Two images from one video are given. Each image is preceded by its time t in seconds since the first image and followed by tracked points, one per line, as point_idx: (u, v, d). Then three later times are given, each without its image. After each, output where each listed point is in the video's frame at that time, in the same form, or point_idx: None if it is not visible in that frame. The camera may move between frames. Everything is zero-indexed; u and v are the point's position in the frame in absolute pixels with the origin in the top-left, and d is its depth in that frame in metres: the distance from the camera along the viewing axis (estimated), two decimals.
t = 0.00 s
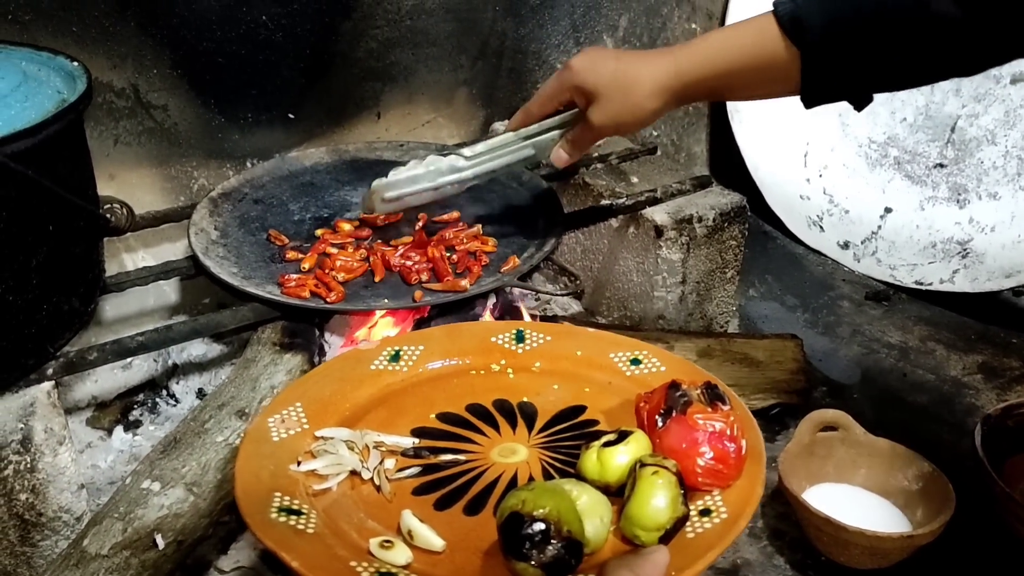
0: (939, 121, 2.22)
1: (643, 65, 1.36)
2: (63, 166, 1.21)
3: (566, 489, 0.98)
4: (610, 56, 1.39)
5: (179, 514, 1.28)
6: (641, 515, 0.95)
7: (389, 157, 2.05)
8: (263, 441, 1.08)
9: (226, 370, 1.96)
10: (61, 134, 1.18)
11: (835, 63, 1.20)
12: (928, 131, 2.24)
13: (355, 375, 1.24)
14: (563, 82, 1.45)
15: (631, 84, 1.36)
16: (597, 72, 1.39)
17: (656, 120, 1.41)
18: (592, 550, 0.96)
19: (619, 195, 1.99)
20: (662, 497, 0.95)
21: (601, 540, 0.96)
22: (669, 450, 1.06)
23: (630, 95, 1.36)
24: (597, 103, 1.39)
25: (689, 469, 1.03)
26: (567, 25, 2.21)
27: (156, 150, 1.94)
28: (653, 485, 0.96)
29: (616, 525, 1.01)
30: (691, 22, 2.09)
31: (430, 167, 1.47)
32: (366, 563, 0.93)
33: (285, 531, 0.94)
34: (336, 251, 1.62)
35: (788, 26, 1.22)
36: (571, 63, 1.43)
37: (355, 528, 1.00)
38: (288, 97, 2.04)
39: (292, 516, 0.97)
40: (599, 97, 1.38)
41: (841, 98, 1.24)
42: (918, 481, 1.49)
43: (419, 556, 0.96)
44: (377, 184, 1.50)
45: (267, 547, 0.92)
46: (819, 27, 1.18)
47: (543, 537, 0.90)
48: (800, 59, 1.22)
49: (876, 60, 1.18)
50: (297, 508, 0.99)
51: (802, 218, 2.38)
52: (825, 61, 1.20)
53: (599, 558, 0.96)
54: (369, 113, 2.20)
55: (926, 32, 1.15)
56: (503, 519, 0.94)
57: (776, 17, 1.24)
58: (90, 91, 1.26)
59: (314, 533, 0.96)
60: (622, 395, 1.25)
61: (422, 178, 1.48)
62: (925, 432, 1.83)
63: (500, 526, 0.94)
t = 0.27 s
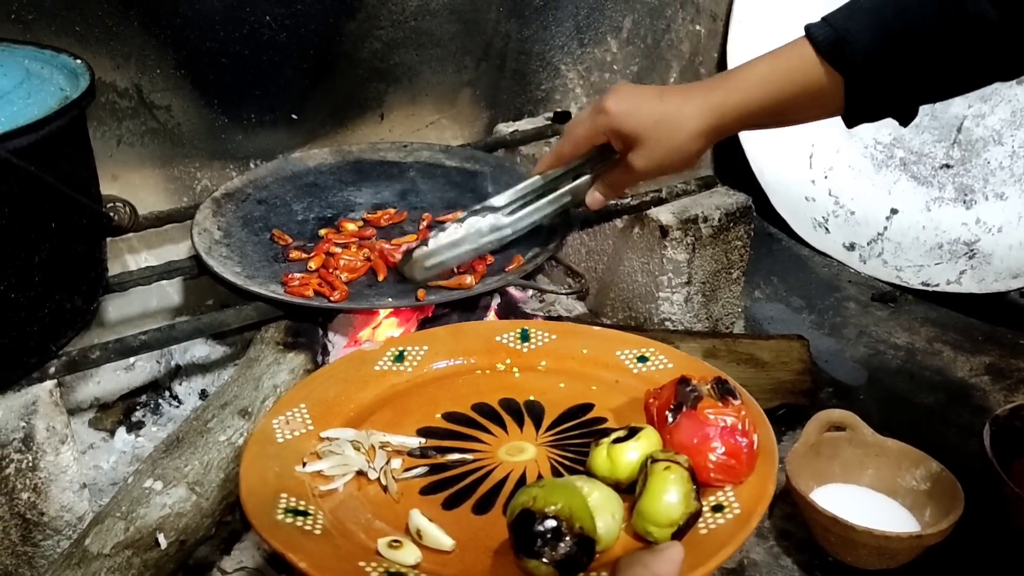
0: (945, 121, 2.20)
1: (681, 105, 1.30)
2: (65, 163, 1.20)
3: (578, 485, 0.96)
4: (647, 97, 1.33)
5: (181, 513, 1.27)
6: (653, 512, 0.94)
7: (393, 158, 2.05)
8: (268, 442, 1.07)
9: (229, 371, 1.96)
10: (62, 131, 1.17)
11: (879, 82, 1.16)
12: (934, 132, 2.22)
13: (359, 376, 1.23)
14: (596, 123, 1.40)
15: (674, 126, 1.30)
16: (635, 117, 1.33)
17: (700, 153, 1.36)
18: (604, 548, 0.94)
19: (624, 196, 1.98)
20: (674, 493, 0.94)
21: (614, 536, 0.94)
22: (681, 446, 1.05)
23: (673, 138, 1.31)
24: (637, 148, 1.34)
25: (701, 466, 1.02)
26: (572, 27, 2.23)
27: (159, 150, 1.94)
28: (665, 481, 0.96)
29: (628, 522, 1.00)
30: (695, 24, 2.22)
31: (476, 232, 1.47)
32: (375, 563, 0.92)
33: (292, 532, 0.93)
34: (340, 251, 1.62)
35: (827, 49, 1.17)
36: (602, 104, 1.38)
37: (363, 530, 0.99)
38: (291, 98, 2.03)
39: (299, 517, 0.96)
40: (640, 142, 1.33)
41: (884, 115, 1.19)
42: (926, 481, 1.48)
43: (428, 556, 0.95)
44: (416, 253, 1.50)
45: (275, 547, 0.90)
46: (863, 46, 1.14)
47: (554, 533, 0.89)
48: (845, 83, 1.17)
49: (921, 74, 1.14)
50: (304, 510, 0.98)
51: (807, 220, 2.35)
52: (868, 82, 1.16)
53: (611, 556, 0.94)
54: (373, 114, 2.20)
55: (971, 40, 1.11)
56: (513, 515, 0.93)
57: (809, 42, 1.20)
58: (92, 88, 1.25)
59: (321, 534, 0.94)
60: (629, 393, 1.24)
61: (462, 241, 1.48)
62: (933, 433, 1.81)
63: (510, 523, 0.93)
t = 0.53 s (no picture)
0: (951, 119, 2.17)
1: (681, 48, 1.30)
2: (67, 156, 1.19)
3: (599, 481, 0.95)
4: (652, 38, 1.33)
5: (184, 509, 1.26)
6: (676, 510, 0.91)
7: (397, 155, 2.04)
8: (278, 435, 1.06)
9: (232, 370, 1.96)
10: (65, 122, 1.17)
11: (872, 55, 1.17)
12: (942, 130, 2.19)
13: (368, 370, 1.22)
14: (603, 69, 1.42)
15: (671, 67, 1.30)
16: (637, 57, 1.33)
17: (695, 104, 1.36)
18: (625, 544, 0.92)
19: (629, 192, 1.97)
20: (698, 491, 0.92)
21: (635, 533, 0.93)
22: (702, 442, 1.03)
23: (669, 79, 1.31)
24: (637, 90, 1.35)
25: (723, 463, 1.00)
26: (575, 25, 2.18)
27: (162, 147, 1.94)
28: (689, 478, 0.93)
29: (650, 520, 0.98)
30: (700, 23, 2.14)
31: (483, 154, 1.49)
32: (389, 558, 0.91)
33: (302, 525, 0.92)
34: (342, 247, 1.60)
35: (825, 10, 1.18)
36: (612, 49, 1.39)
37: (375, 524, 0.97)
38: (295, 95, 2.03)
39: (309, 510, 0.95)
40: (639, 85, 1.34)
41: (882, 82, 1.20)
42: (937, 478, 1.46)
43: (441, 551, 0.94)
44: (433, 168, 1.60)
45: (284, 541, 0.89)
46: (856, 15, 1.15)
47: (575, 529, 0.87)
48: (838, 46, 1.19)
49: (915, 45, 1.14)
50: (314, 502, 0.97)
51: (813, 219, 2.34)
52: (862, 50, 1.17)
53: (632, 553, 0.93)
54: (377, 112, 2.20)
55: (971, 12, 1.11)
56: (534, 510, 0.91)
57: None
58: (94, 79, 1.24)
59: (331, 528, 0.93)
60: (644, 390, 1.23)
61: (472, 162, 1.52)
62: (942, 431, 1.79)
63: (530, 517, 0.92)
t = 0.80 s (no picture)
0: (956, 118, 2.17)
1: (689, 62, 1.27)
2: (70, 149, 1.19)
3: (606, 471, 0.94)
4: (658, 53, 1.29)
5: (187, 506, 1.25)
6: (685, 500, 0.91)
7: (400, 154, 2.03)
8: (287, 428, 1.06)
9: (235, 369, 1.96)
10: (68, 116, 1.16)
11: (888, 63, 1.16)
12: (946, 129, 2.19)
13: (377, 364, 1.22)
14: (604, 83, 1.37)
15: (679, 83, 1.26)
16: (644, 71, 1.29)
17: (701, 118, 1.32)
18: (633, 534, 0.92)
19: (633, 191, 1.96)
20: (706, 479, 0.91)
21: (643, 523, 0.92)
22: (712, 433, 1.02)
23: (677, 94, 1.27)
24: (643, 104, 1.30)
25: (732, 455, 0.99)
26: (578, 24, 2.21)
27: (165, 146, 1.93)
28: (698, 468, 0.92)
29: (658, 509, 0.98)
30: (703, 24, 2.12)
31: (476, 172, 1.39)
32: (397, 546, 0.91)
33: (311, 515, 0.92)
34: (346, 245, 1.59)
35: (841, 22, 1.15)
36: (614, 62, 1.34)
37: (384, 514, 0.97)
38: (298, 94, 2.02)
39: (318, 499, 0.95)
40: (646, 98, 1.29)
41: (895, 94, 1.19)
42: (944, 476, 1.45)
43: (451, 540, 0.94)
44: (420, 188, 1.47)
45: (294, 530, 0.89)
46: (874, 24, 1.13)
47: (584, 516, 0.86)
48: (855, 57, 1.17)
49: (925, 63, 1.16)
50: (323, 492, 0.96)
51: (817, 219, 2.34)
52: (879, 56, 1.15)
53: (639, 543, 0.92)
54: (380, 112, 2.19)
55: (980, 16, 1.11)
56: (541, 498, 0.90)
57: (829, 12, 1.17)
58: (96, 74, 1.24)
59: (340, 517, 0.93)
60: (654, 386, 1.21)
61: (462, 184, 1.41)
62: (948, 430, 1.78)
63: (537, 505, 0.91)
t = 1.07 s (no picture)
0: (957, 118, 2.16)
1: (740, 50, 1.30)
2: (71, 145, 1.19)
3: (622, 461, 0.94)
4: (704, 44, 1.32)
5: (187, 503, 1.24)
6: (702, 491, 0.91)
7: (401, 154, 2.03)
8: (297, 416, 1.05)
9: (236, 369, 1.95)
10: (69, 111, 1.16)
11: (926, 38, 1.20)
12: (947, 128, 2.18)
13: (389, 354, 1.21)
14: (653, 78, 1.37)
15: (737, 69, 1.30)
16: (696, 63, 1.31)
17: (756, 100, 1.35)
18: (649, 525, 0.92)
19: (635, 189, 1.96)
20: (724, 471, 0.91)
21: (659, 514, 0.92)
22: (729, 425, 1.01)
23: (737, 82, 1.31)
24: (701, 95, 1.32)
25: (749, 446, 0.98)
26: (580, 26, 2.28)
27: (166, 146, 1.93)
28: (715, 459, 0.92)
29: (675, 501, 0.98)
30: (703, 24, 2.24)
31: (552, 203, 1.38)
32: (410, 536, 0.90)
33: (323, 503, 0.91)
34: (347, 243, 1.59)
35: None
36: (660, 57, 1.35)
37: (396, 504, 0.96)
38: (300, 95, 2.02)
39: (329, 488, 0.94)
40: (704, 89, 1.31)
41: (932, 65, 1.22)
42: (948, 473, 1.44)
43: (463, 530, 0.93)
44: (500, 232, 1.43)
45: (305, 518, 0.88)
46: None
47: (600, 507, 0.86)
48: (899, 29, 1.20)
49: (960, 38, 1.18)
50: (334, 481, 0.96)
51: (819, 219, 2.33)
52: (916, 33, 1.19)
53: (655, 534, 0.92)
54: (381, 112, 2.19)
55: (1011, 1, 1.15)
56: (557, 489, 0.90)
57: None
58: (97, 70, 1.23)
59: (352, 506, 0.92)
60: (669, 377, 1.22)
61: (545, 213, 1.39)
62: (951, 427, 1.78)
63: (553, 496, 0.91)
